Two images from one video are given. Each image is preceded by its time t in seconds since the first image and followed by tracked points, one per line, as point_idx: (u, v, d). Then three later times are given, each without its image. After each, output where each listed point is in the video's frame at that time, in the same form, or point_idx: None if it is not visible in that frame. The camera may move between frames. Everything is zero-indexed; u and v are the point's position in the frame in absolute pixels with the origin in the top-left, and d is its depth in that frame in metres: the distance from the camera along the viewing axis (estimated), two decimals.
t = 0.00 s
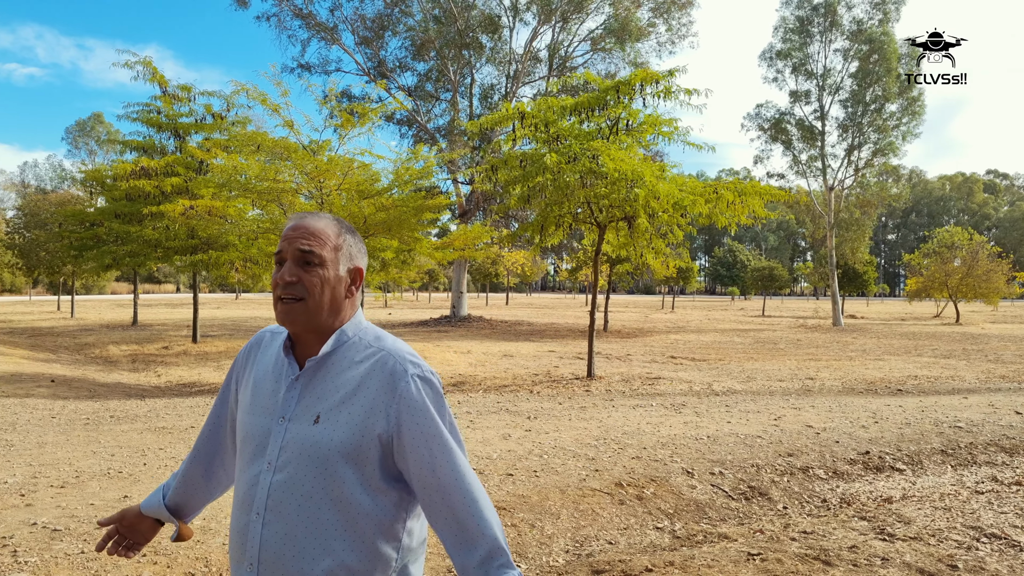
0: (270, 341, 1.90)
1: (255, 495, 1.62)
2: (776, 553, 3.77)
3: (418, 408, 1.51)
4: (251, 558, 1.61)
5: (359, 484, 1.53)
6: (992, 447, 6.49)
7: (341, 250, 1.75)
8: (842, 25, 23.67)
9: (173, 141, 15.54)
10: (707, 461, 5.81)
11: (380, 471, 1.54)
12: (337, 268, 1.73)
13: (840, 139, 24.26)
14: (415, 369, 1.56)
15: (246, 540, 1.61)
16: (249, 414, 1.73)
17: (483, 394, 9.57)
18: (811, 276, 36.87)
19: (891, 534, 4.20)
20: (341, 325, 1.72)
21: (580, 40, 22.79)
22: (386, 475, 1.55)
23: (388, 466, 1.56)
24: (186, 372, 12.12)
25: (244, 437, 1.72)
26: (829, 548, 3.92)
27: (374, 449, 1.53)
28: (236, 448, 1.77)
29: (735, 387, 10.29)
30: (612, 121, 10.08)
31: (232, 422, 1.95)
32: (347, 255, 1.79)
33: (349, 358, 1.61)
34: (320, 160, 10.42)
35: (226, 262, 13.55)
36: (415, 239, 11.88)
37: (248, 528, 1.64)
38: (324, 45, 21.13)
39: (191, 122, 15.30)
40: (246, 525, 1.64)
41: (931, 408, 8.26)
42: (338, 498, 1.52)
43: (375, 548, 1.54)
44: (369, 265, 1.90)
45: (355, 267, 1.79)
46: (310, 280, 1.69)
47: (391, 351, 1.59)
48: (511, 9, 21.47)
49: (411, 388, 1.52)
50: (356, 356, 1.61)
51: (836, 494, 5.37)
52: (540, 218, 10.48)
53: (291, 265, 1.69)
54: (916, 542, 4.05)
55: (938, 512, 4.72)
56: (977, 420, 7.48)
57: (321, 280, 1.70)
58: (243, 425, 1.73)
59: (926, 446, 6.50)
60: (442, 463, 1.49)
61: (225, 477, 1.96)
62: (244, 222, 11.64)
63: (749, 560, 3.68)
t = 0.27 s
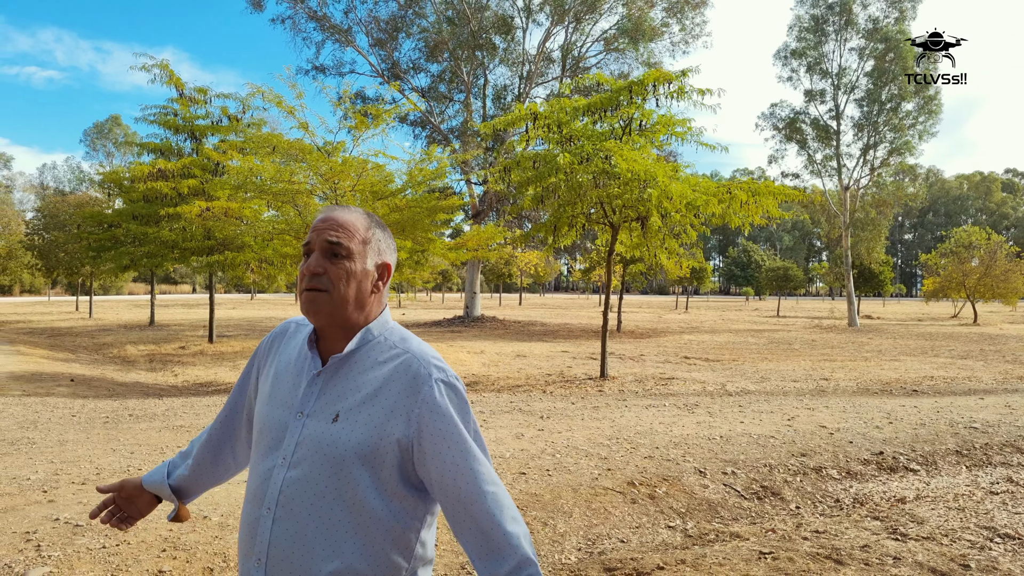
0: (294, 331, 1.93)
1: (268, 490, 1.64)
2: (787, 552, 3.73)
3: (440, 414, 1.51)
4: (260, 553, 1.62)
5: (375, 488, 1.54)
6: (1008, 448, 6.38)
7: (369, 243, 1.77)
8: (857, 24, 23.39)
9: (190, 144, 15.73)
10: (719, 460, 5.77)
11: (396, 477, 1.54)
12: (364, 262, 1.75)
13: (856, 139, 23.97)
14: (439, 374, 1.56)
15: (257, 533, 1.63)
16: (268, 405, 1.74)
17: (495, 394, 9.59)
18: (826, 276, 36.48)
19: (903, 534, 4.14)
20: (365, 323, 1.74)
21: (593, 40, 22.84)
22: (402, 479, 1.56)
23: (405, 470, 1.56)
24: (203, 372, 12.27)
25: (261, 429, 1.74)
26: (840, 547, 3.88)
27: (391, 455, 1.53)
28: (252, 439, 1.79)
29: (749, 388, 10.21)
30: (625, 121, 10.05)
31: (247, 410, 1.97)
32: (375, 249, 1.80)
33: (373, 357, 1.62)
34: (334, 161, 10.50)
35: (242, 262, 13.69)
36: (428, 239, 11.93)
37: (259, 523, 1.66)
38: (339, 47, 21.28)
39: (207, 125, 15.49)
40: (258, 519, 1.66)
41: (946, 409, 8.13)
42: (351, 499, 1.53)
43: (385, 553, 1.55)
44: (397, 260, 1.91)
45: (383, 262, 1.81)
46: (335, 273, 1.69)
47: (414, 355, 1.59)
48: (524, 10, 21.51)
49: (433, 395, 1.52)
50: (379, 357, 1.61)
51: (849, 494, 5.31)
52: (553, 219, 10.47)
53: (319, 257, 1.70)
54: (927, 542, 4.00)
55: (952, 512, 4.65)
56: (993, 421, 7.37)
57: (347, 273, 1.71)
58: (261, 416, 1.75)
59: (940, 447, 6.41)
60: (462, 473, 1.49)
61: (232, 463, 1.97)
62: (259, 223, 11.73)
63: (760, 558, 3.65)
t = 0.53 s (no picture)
0: (317, 331, 1.95)
1: (287, 493, 1.65)
2: (798, 551, 3.70)
3: (462, 423, 1.50)
4: (278, 556, 1.64)
5: (394, 495, 1.54)
6: None
7: (390, 245, 1.78)
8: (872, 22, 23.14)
9: (205, 145, 15.90)
10: (731, 460, 5.74)
11: (416, 484, 1.54)
12: (385, 263, 1.76)
13: (870, 138, 23.71)
14: (462, 381, 1.56)
15: (275, 536, 1.64)
16: (289, 407, 1.76)
17: (507, 394, 9.60)
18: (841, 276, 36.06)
19: (914, 533, 4.09)
20: (387, 325, 1.74)
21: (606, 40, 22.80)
22: (421, 486, 1.56)
23: (424, 478, 1.57)
24: (217, 371, 12.40)
25: (281, 430, 1.75)
26: (850, 546, 3.84)
27: (411, 461, 1.54)
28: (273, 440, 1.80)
29: (761, 388, 10.13)
30: (637, 121, 10.02)
31: (268, 408, 1.99)
32: (396, 250, 1.80)
33: (394, 362, 1.63)
34: (347, 163, 10.57)
35: (256, 263, 13.83)
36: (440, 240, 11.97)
37: (277, 525, 1.67)
38: (352, 49, 21.40)
39: (222, 126, 15.65)
40: (276, 521, 1.67)
41: (961, 410, 8.02)
42: (372, 506, 1.54)
43: (402, 559, 1.56)
44: (418, 261, 1.91)
45: (405, 263, 1.81)
46: (356, 274, 1.71)
47: (436, 360, 1.59)
48: (536, 10, 21.51)
49: (454, 403, 1.52)
50: (401, 361, 1.62)
51: (861, 494, 5.26)
52: (565, 219, 10.45)
53: (338, 258, 1.73)
54: (939, 542, 3.95)
55: (964, 512, 4.59)
56: (1009, 421, 7.25)
57: (368, 275, 1.72)
58: (282, 418, 1.76)
59: (954, 447, 6.33)
60: (482, 483, 1.47)
61: (250, 461, 1.99)
62: (274, 224, 11.82)
63: (770, 557, 3.63)
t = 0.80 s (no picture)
0: (332, 335, 1.97)
1: (301, 495, 1.66)
2: (809, 551, 3.67)
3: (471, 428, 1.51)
4: (291, 557, 1.65)
5: (405, 498, 1.55)
6: None
7: (398, 249, 1.77)
8: (888, 20, 22.85)
9: (220, 147, 16.06)
10: (743, 460, 5.70)
11: (427, 488, 1.56)
12: (391, 266, 1.75)
13: (886, 137, 23.42)
14: (470, 386, 1.56)
15: (290, 538, 1.66)
16: (304, 411, 1.78)
17: (520, 394, 9.61)
18: (856, 276, 35.63)
19: (927, 534, 4.04)
20: (397, 329, 1.74)
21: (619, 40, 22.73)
22: (431, 491, 1.57)
23: (435, 482, 1.58)
24: (232, 371, 12.52)
25: (297, 434, 1.77)
26: (862, 546, 3.80)
27: (421, 465, 1.55)
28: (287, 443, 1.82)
29: (774, 389, 10.04)
30: (650, 122, 9.97)
31: (287, 410, 2.02)
32: (404, 253, 1.79)
33: (405, 366, 1.64)
34: (361, 164, 10.62)
35: (270, 263, 13.95)
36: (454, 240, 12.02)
37: (290, 528, 1.68)
38: (365, 50, 21.51)
39: (237, 128, 15.81)
40: (289, 524, 1.68)
41: (977, 411, 7.90)
42: (383, 509, 1.55)
43: (412, 560, 1.57)
44: (428, 263, 1.89)
45: (412, 266, 1.79)
46: (364, 278, 1.72)
47: (446, 364, 1.59)
48: (549, 10, 21.48)
49: (464, 409, 1.52)
50: (412, 365, 1.63)
51: (874, 495, 5.20)
52: (578, 220, 10.41)
53: (345, 265, 1.74)
54: (952, 543, 3.89)
55: (978, 514, 4.52)
56: None
57: (376, 279, 1.72)
58: (297, 421, 1.78)
59: (968, 448, 6.24)
60: (491, 489, 1.47)
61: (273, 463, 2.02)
62: (288, 225, 11.90)
63: (781, 557, 3.60)
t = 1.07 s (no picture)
0: (325, 342, 1.97)
1: (301, 501, 1.66)
2: (822, 551, 3.65)
3: (469, 426, 1.52)
4: (294, 563, 1.64)
5: (406, 499, 1.56)
6: None
7: (390, 251, 1.76)
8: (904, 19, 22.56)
9: (237, 148, 16.23)
10: (756, 461, 5.65)
11: (427, 487, 1.57)
12: (385, 270, 1.74)
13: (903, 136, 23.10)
14: (467, 385, 1.57)
15: (291, 546, 1.65)
16: (301, 417, 1.77)
17: (533, 394, 9.60)
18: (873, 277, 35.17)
19: (942, 536, 3.99)
20: (392, 332, 1.74)
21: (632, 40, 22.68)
22: (431, 490, 1.58)
23: (435, 481, 1.59)
24: (248, 370, 12.65)
25: (294, 441, 1.77)
26: (875, 547, 3.76)
27: (421, 465, 1.56)
28: (285, 449, 1.82)
29: (789, 389, 9.93)
30: (664, 122, 9.93)
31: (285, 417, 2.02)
32: (397, 256, 1.78)
33: (401, 368, 1.64)
34: (376, 165, 10.69)
35: (285, 264, 14.08)
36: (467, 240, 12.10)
37: (291, 535, 1.67)
38: (380, 51, 21.64)
39: (253, 129, 15.98)
40: (290, 530, 1.67)
41: (994, 413, 7.76)
42: (384, 510, 1.56)
43: (415, 559, 1.58)
44: (421, 265, 1.89)
45: (405, 269, 1.78)
46: (357, 281, 1.71)
47: (442, 365, 1.60)
48: (562, 11, 21.49)
49: (462, 409, 1.53)
50: (407, 368, 1.63)
51: (888, 496, 5.13)
52: (591, 220, 10.37)
53: (339, 269, 1.73)
54: (967, 544, 3.84)
55: (993, 515, 4.45)
56: None
57: (369, 283, 1.71)
58: (294, 428, 1.78)
59: (985, 450, 6.14)
60: (488, 487, 1.48)
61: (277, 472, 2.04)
62: (304, 226, 11.98)
63: (794, 557, 3.57)
